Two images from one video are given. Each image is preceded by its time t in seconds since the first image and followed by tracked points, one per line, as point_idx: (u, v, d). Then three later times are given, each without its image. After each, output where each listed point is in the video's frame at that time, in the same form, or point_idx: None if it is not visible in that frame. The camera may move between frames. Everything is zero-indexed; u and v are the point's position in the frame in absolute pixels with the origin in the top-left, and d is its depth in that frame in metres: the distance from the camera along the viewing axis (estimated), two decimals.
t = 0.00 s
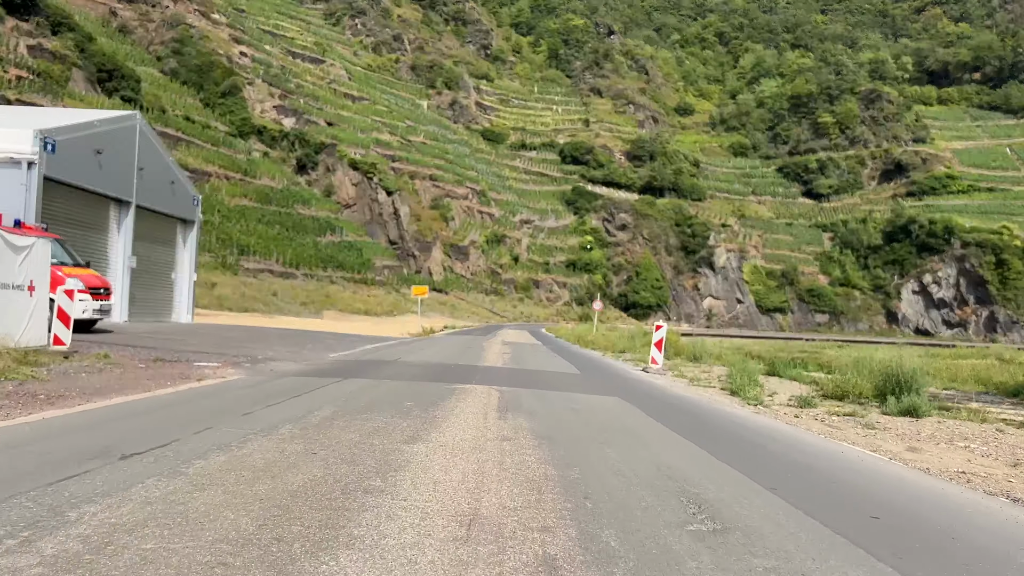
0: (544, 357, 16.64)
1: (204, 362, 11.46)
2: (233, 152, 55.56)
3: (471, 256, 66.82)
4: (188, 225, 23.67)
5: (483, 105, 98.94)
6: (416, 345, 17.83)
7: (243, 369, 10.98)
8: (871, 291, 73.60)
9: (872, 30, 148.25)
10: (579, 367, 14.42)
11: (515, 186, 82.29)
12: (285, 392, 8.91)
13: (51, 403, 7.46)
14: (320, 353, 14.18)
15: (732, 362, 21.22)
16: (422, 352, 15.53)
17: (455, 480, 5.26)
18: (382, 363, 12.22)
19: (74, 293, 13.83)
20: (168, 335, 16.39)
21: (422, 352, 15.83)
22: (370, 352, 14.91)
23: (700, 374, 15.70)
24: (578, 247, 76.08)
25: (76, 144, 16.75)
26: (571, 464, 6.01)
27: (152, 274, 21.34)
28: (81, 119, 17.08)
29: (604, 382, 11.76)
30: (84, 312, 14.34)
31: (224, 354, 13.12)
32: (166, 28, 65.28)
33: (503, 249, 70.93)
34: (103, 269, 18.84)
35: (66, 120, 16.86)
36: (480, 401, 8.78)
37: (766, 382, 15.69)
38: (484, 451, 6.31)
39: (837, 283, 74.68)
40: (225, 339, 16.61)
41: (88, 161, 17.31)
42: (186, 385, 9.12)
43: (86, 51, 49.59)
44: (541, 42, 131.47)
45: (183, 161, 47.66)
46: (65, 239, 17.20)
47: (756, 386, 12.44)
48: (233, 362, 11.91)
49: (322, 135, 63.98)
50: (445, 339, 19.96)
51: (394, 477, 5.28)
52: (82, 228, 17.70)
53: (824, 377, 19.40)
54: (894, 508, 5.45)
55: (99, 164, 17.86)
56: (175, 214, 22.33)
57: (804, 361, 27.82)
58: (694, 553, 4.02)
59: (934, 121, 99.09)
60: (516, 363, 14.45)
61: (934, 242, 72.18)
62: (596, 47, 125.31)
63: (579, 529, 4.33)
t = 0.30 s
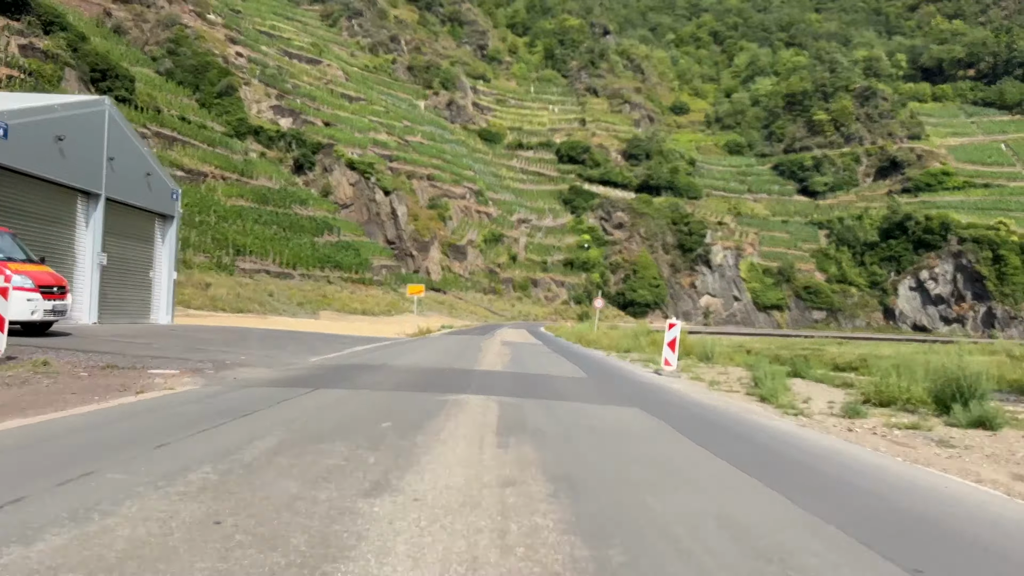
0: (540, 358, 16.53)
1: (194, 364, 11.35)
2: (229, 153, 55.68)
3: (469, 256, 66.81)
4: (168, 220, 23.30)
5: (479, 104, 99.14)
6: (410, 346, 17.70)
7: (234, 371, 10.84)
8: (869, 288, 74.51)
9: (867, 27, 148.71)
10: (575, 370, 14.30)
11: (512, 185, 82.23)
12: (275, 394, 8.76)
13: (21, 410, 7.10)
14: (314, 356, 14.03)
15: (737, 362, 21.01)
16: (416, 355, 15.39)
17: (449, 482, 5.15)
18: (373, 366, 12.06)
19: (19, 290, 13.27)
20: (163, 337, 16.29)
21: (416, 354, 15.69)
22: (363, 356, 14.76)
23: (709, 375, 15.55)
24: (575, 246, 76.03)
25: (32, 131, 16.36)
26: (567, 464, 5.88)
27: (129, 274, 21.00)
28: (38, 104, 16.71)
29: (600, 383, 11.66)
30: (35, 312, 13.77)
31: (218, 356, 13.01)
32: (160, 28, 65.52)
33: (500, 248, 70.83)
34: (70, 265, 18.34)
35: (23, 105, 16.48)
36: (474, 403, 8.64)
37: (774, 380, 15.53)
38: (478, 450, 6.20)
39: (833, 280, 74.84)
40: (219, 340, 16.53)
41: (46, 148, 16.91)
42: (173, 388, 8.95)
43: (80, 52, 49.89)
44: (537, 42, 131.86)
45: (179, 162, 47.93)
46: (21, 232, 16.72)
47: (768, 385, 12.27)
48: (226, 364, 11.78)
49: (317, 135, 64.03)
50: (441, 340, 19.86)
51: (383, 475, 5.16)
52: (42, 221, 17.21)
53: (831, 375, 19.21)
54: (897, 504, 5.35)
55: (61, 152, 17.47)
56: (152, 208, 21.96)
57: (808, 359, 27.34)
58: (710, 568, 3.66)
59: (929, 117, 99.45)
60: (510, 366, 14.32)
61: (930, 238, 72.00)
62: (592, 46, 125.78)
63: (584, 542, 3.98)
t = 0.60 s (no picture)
0: (531, 360, 15.63)
1: (139, 374, 10.19)
2: (217, 151, 54.55)
3: (463, 255, 65.42)
4: (132, 214, 22.10)
5: (473, 102, 98.03)
6: (394, 350, 16.76)
7: (180, 382, 9.67)
8: (869, 287, 73.30)
9: (864, 21, 147.82)
10: (567, 374, 13.44)
11: (506, 183, 81.17)
12: (236, 405, 7.85)
13: None
14: (288, 363, 13.07)
15: (746, 364, 19.91)
16: (399, 358, 14.49)
17: (419, 520, 4.15)
18: (349, 373, 11.15)
19: None
20: (127, 342, 15.15)
21: (400, 358, 14.77)
22: (342, 361, 13.82)
23: (722, 380, 14.50)
24: (571, 245, 74.90)
25: None
26: (563, 486, 5.03)
27: (86, 273, 19.84)
28: None
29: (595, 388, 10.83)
30: None
31: (185, 362, 12.00)
32: (147, 24, 64.36)
33: (495, 247, 69.68)
34: (18, 260, 17.11)
35: None
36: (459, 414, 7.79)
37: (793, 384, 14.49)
38: (461, 471, 5.34)
39: (833, 278, 73.85)
40: (185, 344, 15.36)
41: None
42: (97, 404, 7.74)
43: (62, 47, 48.54)
44: (532, 38, 130.61)
45: (165, 160, 46.87)
46: None
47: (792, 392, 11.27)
48: (191, 371, 10.79)
49: (308, 133, 62.85)
50: (429, 342, 18.95)
51: (351, 508, 4.31)
52: None
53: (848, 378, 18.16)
54: (961, 531, 4.44)
55: (6, 136, 16.24)
56: (112, 201, 20.76)
57: (813, 359, 26.06)
58: None
59: (928, 113, 98.44)
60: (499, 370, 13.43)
61: (931, 235, 71.05)
62: (587, 42, 124.75)
63: None
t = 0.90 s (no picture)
0: (527, 362, 14.82)
1: (76, 381, 9.11)
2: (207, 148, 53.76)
3: (457, 254, 64.44)
4: (93, 205, 21.03)
5: (467, 100, 97.23)
6: (382, 353, 15.91)
7: (122, 390, 8.60)
8: (866, 285, 72.19)
9: (859, 19, 147.30)
10: (566, 377, 12.62)
11: (501, 182, 80.30)
12: (201, 416, 6.99)
13: None
14: (266, 368, 12.21)
15: (754, 365, 19.01)
16: (385, 363, 13.62)
17: None
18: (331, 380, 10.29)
19: None
20: (92, 344, 14.26)
21: (387, 362, 13.95)
22: (325, 366, 12.95)
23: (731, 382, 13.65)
24: (567, 244, 74.07)
25: None
26: (578, 519, 4.21)
27: (39, 267, 18.83)
28: None
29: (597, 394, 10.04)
30: None
31: (154, 369, 11.10)
32: (136, 20, 63.48)
33: (490, 246, 68.79)
34: None
35: None
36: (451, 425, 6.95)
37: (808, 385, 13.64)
38: (456, 497, 4.53)
39: (829, 276, 73.18)
40: (155, 347, 14.46)
41: None
42: (16, 417, 6.66)
43: (46, 41, 47.52)
44: (526, 37, 129.88)
45: (153, 157, 46.04)
46: None
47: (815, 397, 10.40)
48: (158, 379, 9.89)
49: (299, 130, 61.92)
50: (419, 343, 18.09)
51: (314, 559, 3.37)
52: None
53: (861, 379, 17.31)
54: None
55: None
56: (69, 189, 19.68)
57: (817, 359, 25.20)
58: None
59: (924, 110, 97.96)
60: (493, 373, 12.62)
61: (927, 233, 70.50)
62: (581, 40, 124.07)
63: None
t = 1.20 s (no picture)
0: (524, 365, 13.81)
1: None
2: (196, 144, 52.98)
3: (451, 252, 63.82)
4: (47, 191, 19.49)
5: (462, 98, 96.37)
6: (366, 355, 14.83)
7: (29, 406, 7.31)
8: (865, 285, 72.09)
9: (857, 18, 146.76)
10: (568, 382, 11.60)
11: (496, 180, 79.37)
12: (126, 446, 5.78)
13: None
14: (237, 374, 11.14)
15: (765, 366, 18.08)
16: (368, 368, 12.56)
17: None
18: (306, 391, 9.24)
19: None
20: (50, 345, 13.34)
21: (372, 366, 12.92)
22: (304, 371, 11.91)
23: (747, 387, 12.75)
24: (562, 242, 73.15)
25: None
26: None
27: None
28: None
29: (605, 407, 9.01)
30: None
31: (79, 375, 9.81)
32: (124, 14, 62.66)
33: (484, 245, 68.02)
34: None
35: None
36: (437, 456, 5.93)
37: (833, 393, 12.79)
38: None
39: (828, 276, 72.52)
40: (117, 349, 13.53)
41: None
42: None
43: (31, 35, 46.59)
44: (522, 35, 129.23)
45: (140, 153, 45.10)
46: None
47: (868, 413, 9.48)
48: (100, 389, 8.70)
49: (290, 126, 60.96)
50: (407, 346, 17.05)
51: None
52: None
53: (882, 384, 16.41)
54: None
55: None
56: (19, 175, 18.14)
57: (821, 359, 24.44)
58: None
59: (922, 109, 97.27)
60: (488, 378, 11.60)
61: (928, 232, 69.67)
62: (577, 38, 123.43)
63: None
